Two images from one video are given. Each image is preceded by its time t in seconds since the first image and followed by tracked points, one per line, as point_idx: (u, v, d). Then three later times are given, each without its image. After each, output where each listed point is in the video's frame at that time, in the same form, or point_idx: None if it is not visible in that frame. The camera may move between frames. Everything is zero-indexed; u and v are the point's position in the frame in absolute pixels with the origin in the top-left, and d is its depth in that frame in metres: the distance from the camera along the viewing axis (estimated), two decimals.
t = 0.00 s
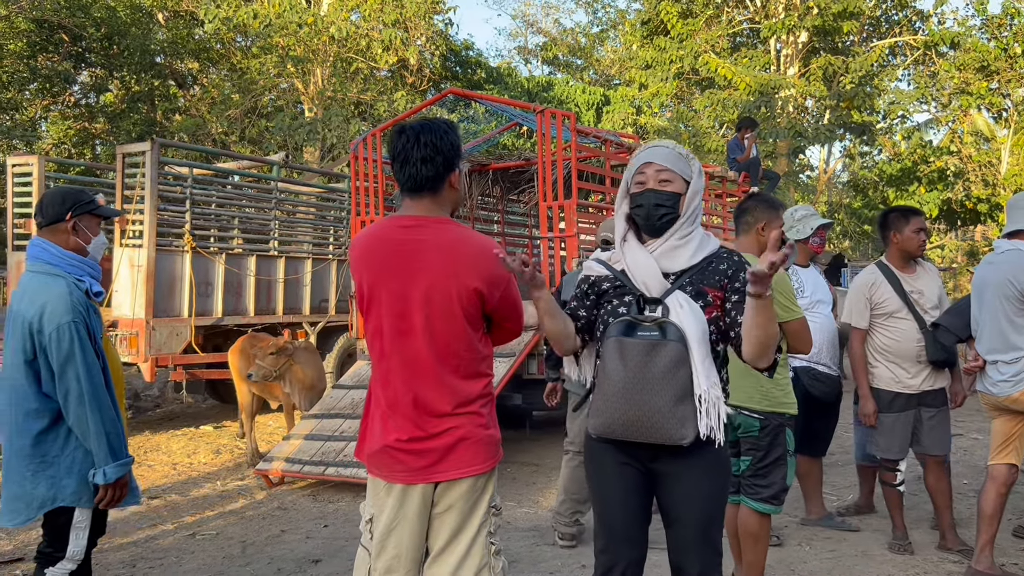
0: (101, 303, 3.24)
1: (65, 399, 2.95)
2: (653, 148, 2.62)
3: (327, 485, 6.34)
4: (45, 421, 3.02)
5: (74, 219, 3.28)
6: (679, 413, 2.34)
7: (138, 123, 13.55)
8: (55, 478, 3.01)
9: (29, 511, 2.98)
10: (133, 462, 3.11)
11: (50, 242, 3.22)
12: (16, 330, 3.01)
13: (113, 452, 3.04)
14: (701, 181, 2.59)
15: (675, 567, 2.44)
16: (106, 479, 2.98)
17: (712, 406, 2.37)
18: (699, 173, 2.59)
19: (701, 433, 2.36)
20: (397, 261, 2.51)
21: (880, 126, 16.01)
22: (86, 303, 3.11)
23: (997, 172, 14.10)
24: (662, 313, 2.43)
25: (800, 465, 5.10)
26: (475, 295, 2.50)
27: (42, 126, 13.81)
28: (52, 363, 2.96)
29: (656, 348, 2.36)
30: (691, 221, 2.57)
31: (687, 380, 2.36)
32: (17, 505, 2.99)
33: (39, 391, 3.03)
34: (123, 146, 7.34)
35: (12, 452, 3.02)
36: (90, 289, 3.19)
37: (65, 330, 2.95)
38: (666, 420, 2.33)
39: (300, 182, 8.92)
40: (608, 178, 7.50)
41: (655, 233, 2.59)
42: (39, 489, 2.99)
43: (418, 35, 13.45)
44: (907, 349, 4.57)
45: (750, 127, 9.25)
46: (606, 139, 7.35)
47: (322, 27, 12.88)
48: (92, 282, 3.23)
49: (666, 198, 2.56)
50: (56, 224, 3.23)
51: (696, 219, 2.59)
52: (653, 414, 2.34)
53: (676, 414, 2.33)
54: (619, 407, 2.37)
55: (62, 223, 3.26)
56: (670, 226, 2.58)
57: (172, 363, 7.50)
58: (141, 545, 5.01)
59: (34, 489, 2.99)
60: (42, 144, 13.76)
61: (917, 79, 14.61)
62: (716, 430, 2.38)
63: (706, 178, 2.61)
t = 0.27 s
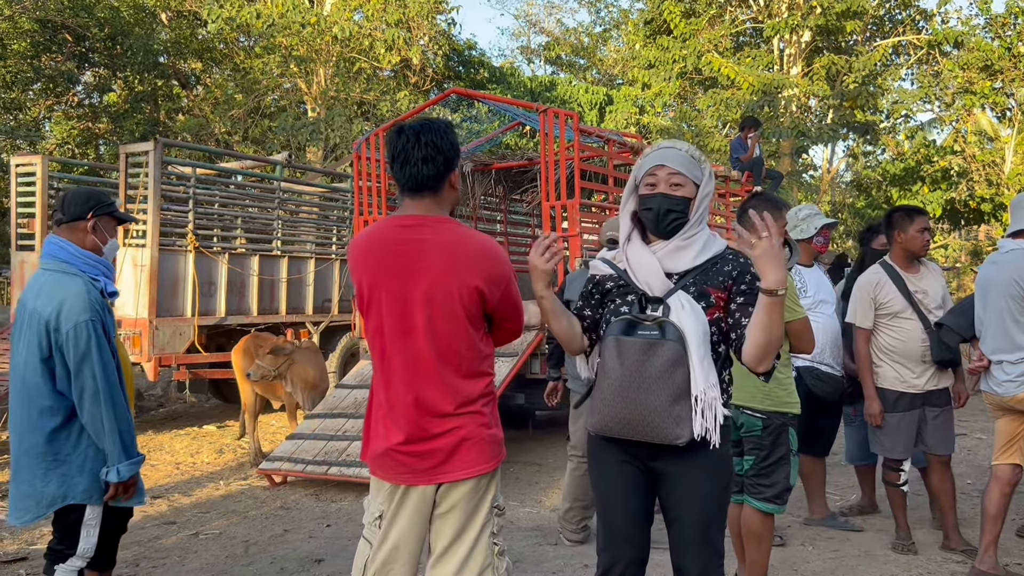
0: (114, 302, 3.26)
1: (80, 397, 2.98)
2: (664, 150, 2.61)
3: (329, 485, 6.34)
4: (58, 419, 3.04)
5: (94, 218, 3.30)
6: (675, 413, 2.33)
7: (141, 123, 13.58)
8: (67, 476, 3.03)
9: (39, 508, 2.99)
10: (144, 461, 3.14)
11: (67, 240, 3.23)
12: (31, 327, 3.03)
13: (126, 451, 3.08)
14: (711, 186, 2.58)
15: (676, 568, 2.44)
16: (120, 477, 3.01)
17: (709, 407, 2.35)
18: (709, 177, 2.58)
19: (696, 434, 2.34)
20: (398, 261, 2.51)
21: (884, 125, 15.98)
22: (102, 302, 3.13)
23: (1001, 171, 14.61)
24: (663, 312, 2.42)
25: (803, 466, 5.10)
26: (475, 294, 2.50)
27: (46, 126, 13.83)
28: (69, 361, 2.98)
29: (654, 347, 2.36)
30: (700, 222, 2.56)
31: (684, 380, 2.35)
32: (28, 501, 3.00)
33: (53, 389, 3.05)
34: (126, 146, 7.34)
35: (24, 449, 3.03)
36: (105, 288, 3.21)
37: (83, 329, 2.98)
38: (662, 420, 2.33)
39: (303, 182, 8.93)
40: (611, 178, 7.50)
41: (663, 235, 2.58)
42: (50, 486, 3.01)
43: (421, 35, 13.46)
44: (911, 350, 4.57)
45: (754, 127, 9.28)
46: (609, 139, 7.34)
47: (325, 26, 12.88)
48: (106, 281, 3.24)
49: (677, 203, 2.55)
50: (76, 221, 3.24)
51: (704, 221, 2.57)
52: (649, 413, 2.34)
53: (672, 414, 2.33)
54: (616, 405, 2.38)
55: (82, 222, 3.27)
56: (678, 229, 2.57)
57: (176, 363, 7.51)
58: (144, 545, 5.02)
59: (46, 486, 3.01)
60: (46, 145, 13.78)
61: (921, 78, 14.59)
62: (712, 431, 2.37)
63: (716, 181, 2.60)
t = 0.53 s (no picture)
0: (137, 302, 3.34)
1: (102, 392, 3.04)
2: (668, 157, 2.58)
3: (332, 485, 6.34)
4: (79, 415, 3.09)
5: (117, 220, 3.41)
6: (684, 415, 2.34)
7: (144, 122, 13.60)
8: (86, 471, 3.08)
9: (58, 502, 3.04)
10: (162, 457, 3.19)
11: (91, 241, 3.32)
12: (54, 323, 3.09)
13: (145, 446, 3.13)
14: (717, 190, 2.58)
15: (679, 568, 2.44)
16: (139, 472, 3.05)
17: (717, 408, 2.36)
18: (716, 181, 2.58)
19: (705, 435, 2.35)
20: (386, 261, 2.52)
21: (887, 125, 15.95)
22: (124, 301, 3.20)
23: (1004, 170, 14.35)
24: (670, 313, 2.42)
25: (806, 465, 5.09)
26: (462, 293, 2.49)
27: (49, 126, 13.84)
28: (92, 357, 3.04)
29: (664, 349, 2.36)
30: (705, 226, 2.56)
31: (693, 382, 2.36)
32: (46, 495, 3.05)
33: (75, 384, 3.11)
34: (129, 145, 7.35)
35: (44, 444, 3.08)
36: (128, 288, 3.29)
37: (107, 325, 3.05)
38: (671, 421, 2.33)
39: (306, 182, 8.94)
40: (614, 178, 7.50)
41: (668, 239, 2.58)
42: (69, 480, 3.06)
43: (423, 35, 13.52)
44: (916, 350, 4.57)
45: (756, 126, 9.33)
46: (612, 139, 7.34)
47: (327, 26, 12.88)
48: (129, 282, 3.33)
49: (682, 212, 2.54)
50: (99, 224, 3.34)
51: (709, 225, 2.57)
52: (657, 415, 2.34)
53: (681, 416, 2.34)
54: (624, 406, 2.38)
55: (105, 224, 3.38)
56: (683, 233, 2.56)
57: (178, 363, 7.53)
58: (147, 544, 5.02)
59: (65, 480, 3.06)
60: (49, 145, 13.80)
61: (924, 78, 14.56)
62: (721, 433, 2.37)
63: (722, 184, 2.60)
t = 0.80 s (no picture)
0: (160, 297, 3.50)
1: (133, 380, 3.21)
2: (676, 150, 2.61)
3: (334, 485, 6.35)
4: (110, 403, 3.25)
5: (136, 222, 3.56)
6: (690, 415, 2.33)
7: (147, 123, 13.63)
8: (117, 456, 3.25)
9: (92, 485, 3.21)
10: (188, 442, 3.37)
11: (114, 240, 3.47)
12: (84, 316, 3.24)
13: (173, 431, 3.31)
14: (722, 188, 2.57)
15: (681, 567, 2.44)
16: (169, 455, 3.24)
17: (723, 409, 2.36)
18: (721, 180, 2.58)
19: (711, 435, 2.35)
20: (363, 263, 2.55)
21: (889, 125, 15.94)
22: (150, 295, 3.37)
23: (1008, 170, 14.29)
24: (674, 313, 2.42)
25: (808, 465, 5.09)
26: (437, 290, 2.50)
27: (52, 126, 13.85)
28: (123, 347, 3.21)
29: (670, 350, 2.36)
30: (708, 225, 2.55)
31: (698, 383, 2.36)
32: (81, 478, 3.21)
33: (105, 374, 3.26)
34: (132, 145, 7.35)
35: (76, 431, 3.24)
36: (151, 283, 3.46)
37: (137, 317, 3.22)
38: (677, 421, 2.33)
39: (308, 182, 8.95)
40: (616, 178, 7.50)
41: (673, 236, 2.57)
42: (103, 465, 3.22)
43: (425, 35, 13.55)
44: (919, 350, 4.56)
45: (759, 126, 9.33)
46: (615, 139, 7.34)
47: (330, 26, 12.91)
48: (152, 278, 3.50)
49: (688, 203, 2.54)
50: (121, 225, 3.49)
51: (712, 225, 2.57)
52: (663, 415, 2.34)
53: (687, 416, 2.33)
54: (629, 407, 2.37)
55: (125, 226, 3.52)
56: (687, 230, 2.56)
57: (181, 362, 7.54)
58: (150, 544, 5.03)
59: (99, 464, 3.21)
60: (52, 145, 13.82)
61: (926, 77, 14.54)
62: (726, 432, 2.38)
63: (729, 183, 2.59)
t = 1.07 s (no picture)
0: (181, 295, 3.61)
1: (172, 372, 3.32)
2: (678, 147, 2.62)
3: (337, 485, 6.35)
4: (147, 395, 3.34)
5: (157, 225, 3.65)
6: (693, 413, 2.33)
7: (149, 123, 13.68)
8: (159, 445, 3.36)
9: (137, 475, 3.31)
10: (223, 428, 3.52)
11: (138, 243, 3.55)
12: (117, 314, 3.32)
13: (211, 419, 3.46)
14: (725, 185, 2.55)
15: (684, 567, 2.44)
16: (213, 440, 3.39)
17: (726, 407, 2.36)
18: (724, 177, 2.56)
19: (715, 434, 2.35)
20: (341, 262, 2.59)
21: (892, 124, 15.92)
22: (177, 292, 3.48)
23: (1010, 170, 14.19)
24: (679, 312, 2.42)
25: (811, 465, 5.08)
26: (412, 286, 2.51)
27: (54, 127, 13.86)
28: (160, 342, 3.31)
29: (672, 347, 2.36)
30: (714, 225, 2.53)
31: (702, 380, 2.35)
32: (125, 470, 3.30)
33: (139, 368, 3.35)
34: (134, 146, 7.35)
35: (116, 425, 3.32)
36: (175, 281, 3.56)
37: (172, 313, 3.33)
38: (679, 420, 2.33)
39: (310, 182, 8.95)
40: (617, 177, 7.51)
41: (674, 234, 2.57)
42: (147, 453, 3.32)
43: (427, 35, 13.55)
44: (921, 350, 4.55)
45: (762, 126, 9.21)
46: (616, 138, 7.34)
47: (331, 26, 12.93)
48: (175, 275, 3.61)
49: (679, 197, 2.56)
50: (143, 228, 3.57)
51: (717, 225, 2.54)
52: (666, 413, 2.34)
53: (690, 414, 2.33)
54: (632, 405, 2.37)
55: (146, 228, 3.61)
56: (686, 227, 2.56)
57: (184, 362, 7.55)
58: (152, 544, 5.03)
59: (142, 453, 3.32)
60: (55, 145, 13.82)
61: (929, 77, 14.51)
62: (730, 430, 2.37)
63: (733, 182, 2.57)
